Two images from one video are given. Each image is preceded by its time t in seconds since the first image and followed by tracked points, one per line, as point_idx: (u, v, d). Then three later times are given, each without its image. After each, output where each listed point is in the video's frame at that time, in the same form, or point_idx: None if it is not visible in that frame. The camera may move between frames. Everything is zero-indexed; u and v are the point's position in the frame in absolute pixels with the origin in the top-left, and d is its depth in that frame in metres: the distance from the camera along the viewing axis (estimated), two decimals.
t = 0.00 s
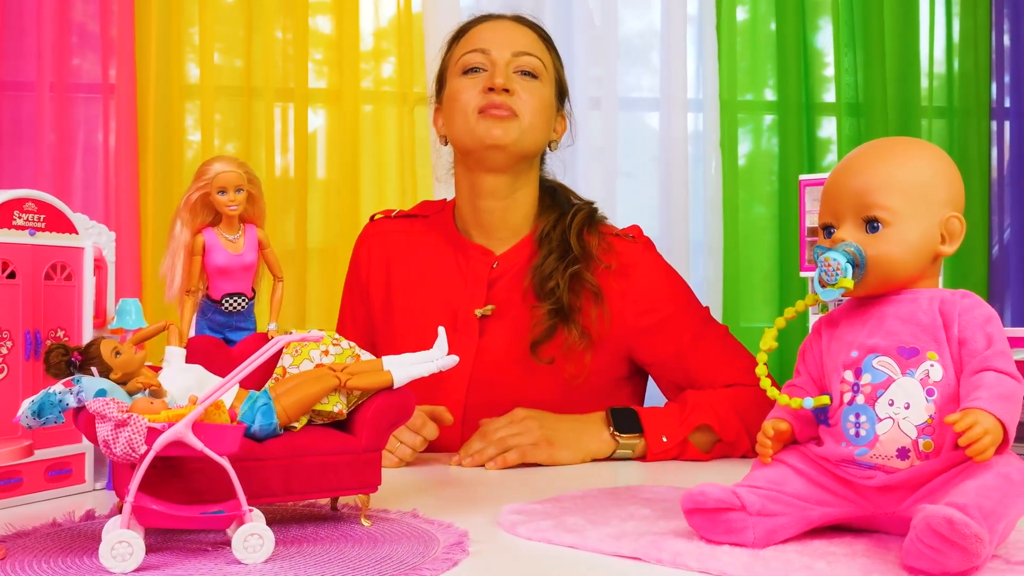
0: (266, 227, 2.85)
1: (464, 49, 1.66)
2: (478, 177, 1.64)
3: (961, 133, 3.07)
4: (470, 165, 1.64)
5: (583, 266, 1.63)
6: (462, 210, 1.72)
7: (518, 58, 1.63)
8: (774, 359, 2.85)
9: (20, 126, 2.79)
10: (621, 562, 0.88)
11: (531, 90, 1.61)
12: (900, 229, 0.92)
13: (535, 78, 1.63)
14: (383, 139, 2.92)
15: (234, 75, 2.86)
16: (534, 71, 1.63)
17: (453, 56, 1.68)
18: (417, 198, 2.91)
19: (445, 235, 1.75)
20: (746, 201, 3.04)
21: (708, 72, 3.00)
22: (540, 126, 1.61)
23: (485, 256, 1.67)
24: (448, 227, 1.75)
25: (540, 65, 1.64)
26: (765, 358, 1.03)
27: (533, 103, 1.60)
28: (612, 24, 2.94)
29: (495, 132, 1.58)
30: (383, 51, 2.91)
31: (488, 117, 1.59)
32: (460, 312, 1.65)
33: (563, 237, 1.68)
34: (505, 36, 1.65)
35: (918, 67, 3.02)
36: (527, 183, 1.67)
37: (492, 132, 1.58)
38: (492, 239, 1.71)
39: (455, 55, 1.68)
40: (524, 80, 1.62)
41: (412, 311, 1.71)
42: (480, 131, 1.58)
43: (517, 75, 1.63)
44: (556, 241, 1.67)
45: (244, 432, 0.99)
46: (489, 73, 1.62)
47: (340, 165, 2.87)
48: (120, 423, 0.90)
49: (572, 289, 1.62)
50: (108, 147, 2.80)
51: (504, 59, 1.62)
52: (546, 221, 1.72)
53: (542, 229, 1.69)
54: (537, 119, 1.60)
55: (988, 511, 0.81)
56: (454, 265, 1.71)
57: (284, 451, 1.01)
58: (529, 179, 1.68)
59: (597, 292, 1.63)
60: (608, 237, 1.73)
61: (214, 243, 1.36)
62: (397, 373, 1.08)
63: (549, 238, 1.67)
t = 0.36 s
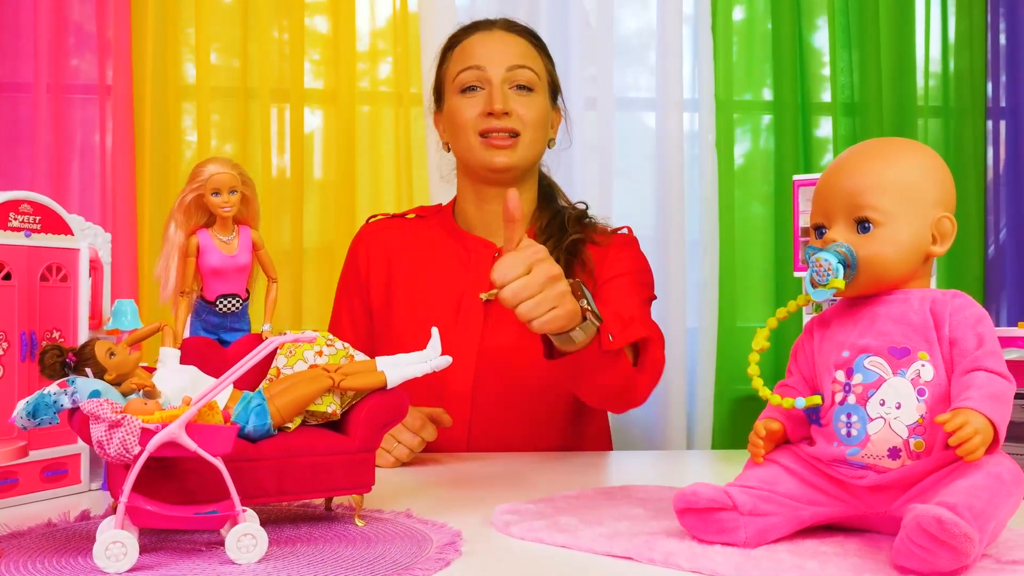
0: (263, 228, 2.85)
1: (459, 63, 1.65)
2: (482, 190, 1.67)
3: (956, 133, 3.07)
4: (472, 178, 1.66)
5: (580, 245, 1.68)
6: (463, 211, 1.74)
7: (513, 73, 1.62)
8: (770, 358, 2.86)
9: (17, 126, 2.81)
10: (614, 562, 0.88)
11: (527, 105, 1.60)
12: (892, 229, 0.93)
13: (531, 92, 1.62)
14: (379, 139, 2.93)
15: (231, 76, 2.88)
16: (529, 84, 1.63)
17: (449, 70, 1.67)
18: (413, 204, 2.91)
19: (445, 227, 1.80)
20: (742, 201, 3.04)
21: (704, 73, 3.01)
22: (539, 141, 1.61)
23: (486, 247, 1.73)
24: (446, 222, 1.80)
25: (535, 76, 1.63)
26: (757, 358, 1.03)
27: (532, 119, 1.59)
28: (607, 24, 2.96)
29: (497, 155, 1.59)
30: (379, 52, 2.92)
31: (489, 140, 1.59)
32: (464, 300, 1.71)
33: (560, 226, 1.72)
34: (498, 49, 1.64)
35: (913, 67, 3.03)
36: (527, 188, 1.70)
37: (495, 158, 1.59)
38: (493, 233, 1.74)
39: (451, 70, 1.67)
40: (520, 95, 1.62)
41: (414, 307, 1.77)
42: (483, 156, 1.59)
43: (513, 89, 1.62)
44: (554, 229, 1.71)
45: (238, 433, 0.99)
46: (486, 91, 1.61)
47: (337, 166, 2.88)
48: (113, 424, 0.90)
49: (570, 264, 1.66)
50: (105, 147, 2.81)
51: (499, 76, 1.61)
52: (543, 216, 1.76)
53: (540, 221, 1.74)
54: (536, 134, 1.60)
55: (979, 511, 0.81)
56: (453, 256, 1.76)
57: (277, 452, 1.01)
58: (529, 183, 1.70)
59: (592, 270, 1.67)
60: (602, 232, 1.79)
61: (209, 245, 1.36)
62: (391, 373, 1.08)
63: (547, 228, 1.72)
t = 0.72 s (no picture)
0: (260, 231, 2.86)
1: (444, 93, 1.64)
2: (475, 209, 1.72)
3: (953, 132, 3.09)
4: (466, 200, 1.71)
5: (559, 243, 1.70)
6: (458, 221, 1.79)
7: (500, 107, 1.62)
8: (768, 357, 2.87)
9: (16, 128, 2.82)
10: (604, 562, 0.89)
11: (516, 138, 1.62)
12: (881, 229, 0.93)
13: (519, 122, 1.63)
14: (376, 139, 2.94)
15: (228, 77, 2.89)
16: (517, 114, 1.63)
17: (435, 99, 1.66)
18: (411, 206, 2.92)
19: (434, 231, 1.82)
20: (740, 199, 3.04)
21: (700, 73, 3.02)
22: (529, 168, 1.65)
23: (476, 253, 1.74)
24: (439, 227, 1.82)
25: (521, 105, 1.63)
26: (747, 358, 1.03)
27: (521, 153, 1.62)
28: (603, 24, 2.97)
29: (491, 190, 1.64)
30: (376, 52, 2.93)
31: (481, 175, 1.63)
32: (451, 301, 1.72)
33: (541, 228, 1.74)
34: (483, 79, 1.63)
35: (909, 65, 3.04)
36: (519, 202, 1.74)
37: (489, 192, 1.64)
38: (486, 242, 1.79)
39: (438, 101, 1.66)
40: (507, 127, 1.62)
41: (401, 307, 1.77)
42: (477, 191, 1.64)
43: (501, 121, 1.63)
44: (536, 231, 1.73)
45: (232, 435, 1.00)
46: (473, 125, 1.62)
47: (334, 168, 2.89)
48: (106, 426, 0.90)
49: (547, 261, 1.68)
50: (103, 148, 2.82)
51: (486, 111, 1.61)
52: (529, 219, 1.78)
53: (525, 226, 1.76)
54: (526, 163, 1.64)
55: (967, 510, 0.81)
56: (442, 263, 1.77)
57: (270, 453, 1.02)
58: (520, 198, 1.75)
59: (570, 265, 1.68)
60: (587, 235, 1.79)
61: (202, 248, 1.36)
62: (383, 374, 1.09)
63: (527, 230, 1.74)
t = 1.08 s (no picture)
0: (265, 233, 2.87)
1: (447, 73, 1.66)
2: (469, 196, 1.70)
3: (958, 130, 3.09)
4: (458, 185, 1.69)
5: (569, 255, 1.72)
6: (451, 214, 1.77)
7: (502, 89, 1.63)
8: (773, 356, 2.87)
9: (23, 132, 2.85)
10: (602, 563, 0.89)
11: (515, 122, 1.61)
12: (877, 232, 0.93)
13: (519, 107, 1.63)
14: (380, 140, 2.95)
15: (235, 80, 2.90)
16: (518, 99, 1.63)
17: (438, 79, 1.68)
18: (416, 201, 2.93)
19: (430, 231, 1.81)
20: (745, 198, 3.05)
21: (704, 73, 3.02)
22: (527, 154, 1.64)
23: (474, 254, 1.73)
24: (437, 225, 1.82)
25: (523, 91, 1.64)
26: (745, 360, 1.04)
27: (518, 137, 1.61)
28: (607, 24, 2.98)
29: (484, 170, 1.61)
30: (380, 53, 2.94)
31: (476, 155, 1.61)
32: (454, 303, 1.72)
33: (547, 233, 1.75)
34: (486, 62, 1.64)
35: (914, 64, 3.04)
36: (512, 195, 1.72)
37: (481, 174, 1.61)
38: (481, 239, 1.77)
39: (441, 80, 1.67)
40: (507, 110, 1.62)
41: (400, 308, 1.78)
42: (470, 170, 1.62)
43: (501, 104, 1.63)
44: (544, 236, 1.74)
45: (233, 438, 1.00)
46: (474, 105, 1.63)
47: (339, 169, 2.91)
48: (109, 430, 0.91)
49: (559, 275, 1.70)
50: (109, 152, 2.84)
51: (487, 92, 1.62)
52: (531, 219, 1.78)
53: (529, 226, 1.76)
54: (523, 150, 1.62)
55: (963, 511, 0.81)
56: (440, 264, 1.77)
57: (271, 456, 1.03)
58: (516, 191, 1.73)
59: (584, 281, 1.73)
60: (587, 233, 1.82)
61: (204, 252, 1.37)
62: (384, 377, 1.10)
63: (535, 233, 1.74)
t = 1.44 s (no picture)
0: (282, 236, 2.90)
1: (462, 59, 1.67)
2: (482, 190, 1.70)
3: (977, 129, 3.07)
4: (471, 177, 1.69)
5: (588, 261, 1.74)
6: (463, 212, 1.77)
7: (518, 74, 1.64)
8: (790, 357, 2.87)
9: (43, 135, 2.89)
10: (611, 565, 0.89)
11: (532, 107, 1.62)
12: (887, 233, 0.93)
13: (536, 93, 1.64)
14: (397, 142, 2.97)
15: (253, 82, 2.92)
16: (534, 85, 1.65)
17: (452, 66, 1.69)
18: (433, 195, 2.94)
19: (441, 231, 1.80)
20: (763, 198, 3.04)
21: (721, 73, 3.02)
22: (542, 142, 1.64)
23: (487, 258, 1.73)
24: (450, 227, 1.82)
25: (540, 77, 1.65)
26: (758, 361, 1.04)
27: (534, 122, 1.62)
28: (624, 24, 2.98)
29: (498, 157, 1.62)
30: (398, 55, 2.95)
31: (491, 141, 1.62)
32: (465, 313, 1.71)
33: (564, 237, 1.76)
34: (503, 47, 1.66)
35: (933, 63, 3.03)
36: (526, 190, 1.72)
37: (496, 159, 1.62)
38: (494, 240, 1.77)
39: (455, 66, 1.68)
40: (524, 96, 1.64)
41: (411, 309, 1.76)
42: (484, 157, 1.62)
43: (518, 90, 1.64)
44: (560, 240, 1.75)
45: (245, 439, 1.02)
46: (489, 90, 1.64)
47: (357, 170, 2.92)
48: (121, 431, 0.91)
49: (577, 283, 1.72)
50: (129, 153, 2.87)
51: (503, 76, 1.63)
52: (547, 219, 1.79)
53: (545, 228, 1.77)
54: (538, 137, 1.63)
55: (972, 513, 0.81)
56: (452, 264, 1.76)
57: (283, 457, 1.03)
58: (529, 186, 1.73)
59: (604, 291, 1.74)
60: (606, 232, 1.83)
61: (217, 255, 1.39)
62: (395, 379, 1.10)
63: (552, 236, 1.76)
